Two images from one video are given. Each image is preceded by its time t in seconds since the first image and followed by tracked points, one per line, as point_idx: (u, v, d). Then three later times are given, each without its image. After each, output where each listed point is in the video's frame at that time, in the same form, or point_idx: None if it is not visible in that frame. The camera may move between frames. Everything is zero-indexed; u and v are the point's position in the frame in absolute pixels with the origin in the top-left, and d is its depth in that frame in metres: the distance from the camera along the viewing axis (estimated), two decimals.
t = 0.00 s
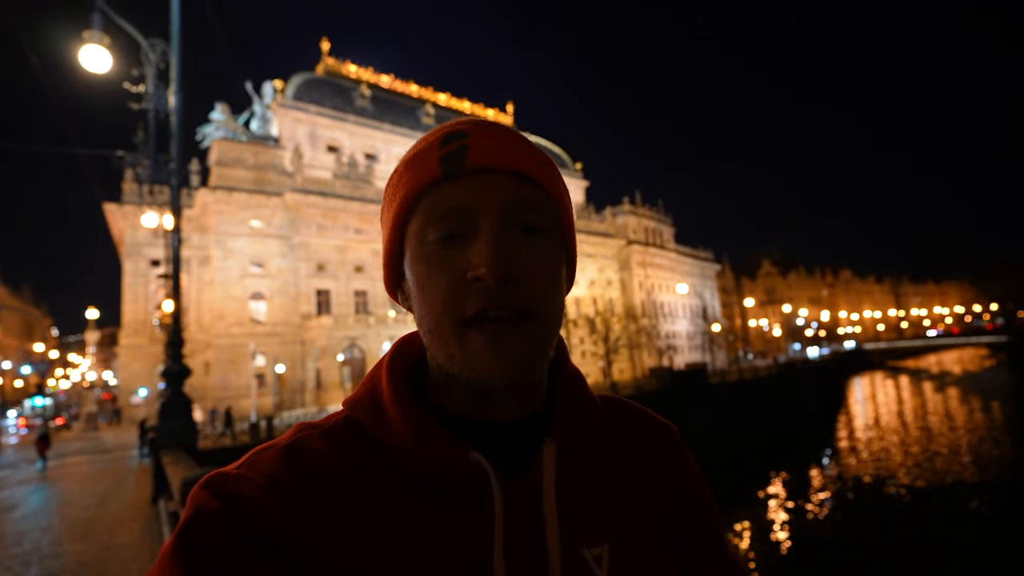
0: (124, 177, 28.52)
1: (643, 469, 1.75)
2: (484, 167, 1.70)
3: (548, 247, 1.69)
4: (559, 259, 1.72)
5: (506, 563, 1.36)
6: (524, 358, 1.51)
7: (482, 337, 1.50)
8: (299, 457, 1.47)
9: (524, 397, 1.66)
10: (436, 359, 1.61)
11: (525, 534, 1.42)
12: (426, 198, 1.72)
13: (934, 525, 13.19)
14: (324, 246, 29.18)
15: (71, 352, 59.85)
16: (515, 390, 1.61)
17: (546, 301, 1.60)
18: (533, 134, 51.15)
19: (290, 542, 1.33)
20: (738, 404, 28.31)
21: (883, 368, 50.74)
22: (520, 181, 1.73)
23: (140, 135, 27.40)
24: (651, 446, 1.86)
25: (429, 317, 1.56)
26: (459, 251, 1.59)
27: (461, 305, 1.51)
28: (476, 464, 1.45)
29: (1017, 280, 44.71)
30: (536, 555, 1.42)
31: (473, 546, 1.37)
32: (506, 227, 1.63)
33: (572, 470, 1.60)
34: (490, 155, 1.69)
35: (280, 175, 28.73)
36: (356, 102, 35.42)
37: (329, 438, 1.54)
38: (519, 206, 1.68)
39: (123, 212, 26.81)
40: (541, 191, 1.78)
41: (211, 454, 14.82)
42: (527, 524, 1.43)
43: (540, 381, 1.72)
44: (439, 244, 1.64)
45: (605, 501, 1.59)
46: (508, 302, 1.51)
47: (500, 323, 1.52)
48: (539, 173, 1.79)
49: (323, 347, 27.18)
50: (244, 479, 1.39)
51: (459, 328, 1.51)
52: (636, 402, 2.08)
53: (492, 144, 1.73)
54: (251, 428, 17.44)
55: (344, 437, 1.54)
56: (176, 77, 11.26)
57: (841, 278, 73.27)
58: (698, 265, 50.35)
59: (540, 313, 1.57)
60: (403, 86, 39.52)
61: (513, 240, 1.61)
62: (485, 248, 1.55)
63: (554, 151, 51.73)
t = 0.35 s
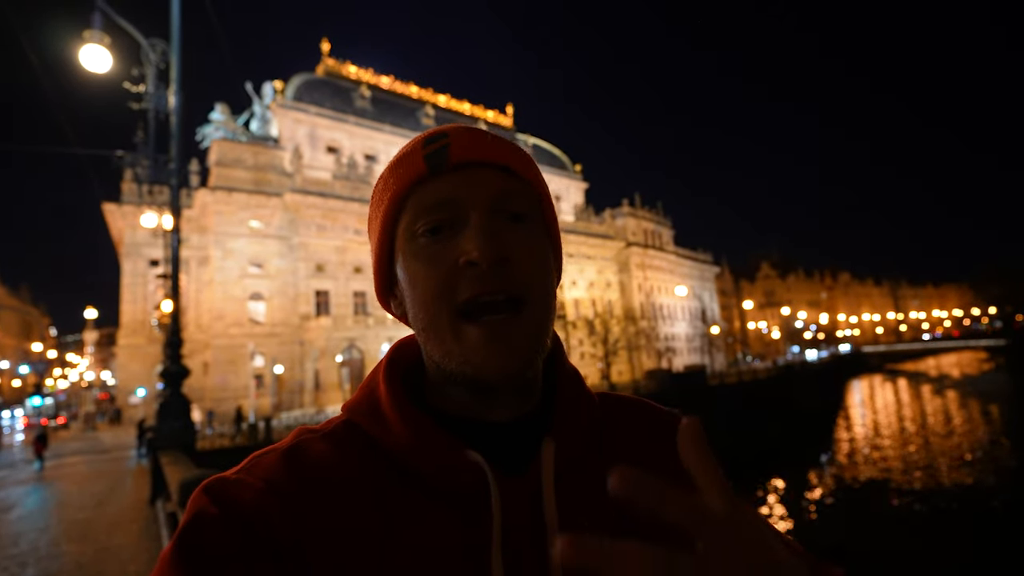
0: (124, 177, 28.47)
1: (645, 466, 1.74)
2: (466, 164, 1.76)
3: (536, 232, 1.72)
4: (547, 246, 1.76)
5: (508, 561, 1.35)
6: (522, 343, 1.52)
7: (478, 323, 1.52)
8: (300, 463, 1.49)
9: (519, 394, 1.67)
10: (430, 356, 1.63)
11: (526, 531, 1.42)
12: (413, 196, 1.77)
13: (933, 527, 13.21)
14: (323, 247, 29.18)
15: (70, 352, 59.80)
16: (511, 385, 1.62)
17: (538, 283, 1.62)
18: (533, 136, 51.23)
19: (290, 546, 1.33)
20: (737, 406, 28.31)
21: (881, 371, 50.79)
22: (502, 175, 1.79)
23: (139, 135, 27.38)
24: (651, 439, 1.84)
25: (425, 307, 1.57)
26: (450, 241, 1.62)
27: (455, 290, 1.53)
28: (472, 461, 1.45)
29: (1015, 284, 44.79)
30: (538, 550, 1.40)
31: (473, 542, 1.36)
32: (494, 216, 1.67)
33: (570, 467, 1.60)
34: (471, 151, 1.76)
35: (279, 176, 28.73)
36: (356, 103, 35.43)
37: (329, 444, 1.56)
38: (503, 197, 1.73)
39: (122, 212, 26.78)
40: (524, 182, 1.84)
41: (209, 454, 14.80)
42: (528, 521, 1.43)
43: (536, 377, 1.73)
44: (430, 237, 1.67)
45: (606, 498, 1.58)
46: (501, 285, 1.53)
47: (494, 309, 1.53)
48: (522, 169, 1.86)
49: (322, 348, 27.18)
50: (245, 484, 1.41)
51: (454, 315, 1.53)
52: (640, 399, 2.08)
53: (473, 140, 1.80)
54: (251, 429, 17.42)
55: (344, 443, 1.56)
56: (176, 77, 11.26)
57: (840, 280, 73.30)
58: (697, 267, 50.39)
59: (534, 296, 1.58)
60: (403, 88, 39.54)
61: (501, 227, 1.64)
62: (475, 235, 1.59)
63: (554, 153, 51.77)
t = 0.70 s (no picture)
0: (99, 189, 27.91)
1: (632, 473, 1.77)
2: (514, 172, 1.76)
3: (563, 255, 1.73)
4: (571, 268, 1.77)
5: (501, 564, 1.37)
6: (527, 352, 1.56)
7: (489, 330, 1.54)
8: (293, 461, 1.50)
9: (523, 397, 1.68)
10: (442, 354, 1.65)
11: (519, 534, 1.44)
12: (454, 194, 1.77)
13: (908, 536, 13.43)
14: (304, 260, 28.90)
15: (38, 368, 57.78)
16: (514, 385, 1.63)
17: (558, 302, 1.65)
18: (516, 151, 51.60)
19: (281, 547, 1.34)
20: (718, 419, 28.56)
21: (858, 384, 51.70)
22: (544, 188, 1.79)
23: (115, 146, 26.95)
24: (639, 450, 1.88)
25: (446, 305, 1.60)
26: (481, 246, 1.64)
27: (478, 296, 1.56)
28: (467, 460, 1.46)
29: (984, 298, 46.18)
30: (530, 552, 1.43)
31: (466, 542, 1.38)
32: (527, 231, 1.68)
33: (564, 469, 1.62)
34: (523, 162, 1.76)
35: (260, 189, 28.47)
36: (338, 117, 35.40)
37: (323, 442, 1.55)
38: (542, 212, 1.74)
39: (96, 225, 26.16)
40: (562, 200, 1.84)
41: (183, 472, 14.37)
42: (519, 522, 1.45)
43: (539, 381, 1.75)
44: (463, 237, 1.69)
45: (594, 501, 1.61)
46: (524, 300, 1.56)
47: (513, 319, 1.55)
48: (566, 187, 1.86)
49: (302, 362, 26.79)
50: (238, 480, 1.43)
51: (471, 319, 1.55)
52: (630, 414, 2.10)
53: (525, 150, 1.80)
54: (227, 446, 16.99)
55: (341, 440, 1.56)
56: (154, 88, 11.12)
57: (817, 294, 74.72)
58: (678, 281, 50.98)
59: (547, 314, 1.61)
60: (386, 102, 39.62)
61: (533, 246, 1.65)
62: (507, 244, 1.60)
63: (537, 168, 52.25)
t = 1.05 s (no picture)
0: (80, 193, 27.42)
1: (627, 469, 1.78)
2: (522, 169, 1.79)
3: (567, 250, 1.74)
4: (575, 264, 1.78)
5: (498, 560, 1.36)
6: (531, 341, 1.56)
7: (493, 319, 1.54)
8: (287, 456, 1.49)
9: (521, 389, 1.69)
10: (442, 344, 1.65)
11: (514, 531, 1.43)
12: (463, 186, 1.79)
13: (899, 513, 13.68)
14: (293, 259, 28.67)
15: (25, 376, 56.98)
16: (515, 376, 1.63)
17: (561, 293, 1.66)
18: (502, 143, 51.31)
19: (273, 545, 1.33)
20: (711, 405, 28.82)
21: (848, 365, 52.40)
22: (551, 186, 1.81)
23: (95, 148, 26.48)
24: (633, 446, 1.88)
25: (450, 292, 1.60)
26: (487, 236, 1.64)
27: (483, 281, 1.56)
28: (463, 452, 1.46)
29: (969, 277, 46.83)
30: (523, 543, 1.43)
31: (460, 536, 1.38)
32: (534, 224, 1.69)
33: (558, 464, 1.63)
34: (533, 160, 1.79)
35: (245, 188, 28.13)
36: (322, 113, 35.01)
37: (318, 437, 1.55)
38: (549, 206, 1.75)
39: (79, 229, 25.75)
40: (567, 198, 1.87)
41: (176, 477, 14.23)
42: (514, 517, 1.44)
43: (536, 374, 1.75)
44: (471, 226, 1.69)
45: (588, 494, 1.61)
46: (529, 287, 1.56)
47: (517, 304, 1.55)
48: (570, 188, 1.88)
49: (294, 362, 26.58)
50: (231, 474, 1.43)
51: (476, 305, 1.55)
52: (625, 411, 2.10)
53: (534, 149, 1.83)
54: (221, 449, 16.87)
55: (335, 436, 1.56)
56: (132, 89, 10.92)
57: (805, 278, 75.47)
58: (668, 269, 51.22)
59: (551, 305, 1.61)
60: (371, 97, 39.22)
61: (539, 237, 1.66)
62: (515, 234, 1.62)
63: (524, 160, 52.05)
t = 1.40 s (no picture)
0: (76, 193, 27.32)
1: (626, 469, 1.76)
2: (505, 170, 1.80)
3: (553, 247, 1.75)
4: (560, 262, 1.79)
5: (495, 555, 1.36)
6: (523, 333, 1.55)
7: (480, 314, 1.55)
8: (282, 464, 1.50)
9: (515, 387, 1.69)
10: (432, 343, 1.65)
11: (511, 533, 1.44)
12: (447, 188, 1.80)
13: (896, 507, 13.77)
14: (290, 259, 28.63)
15: (23, 377, 56.90)
16: (507, 374, 1.62)
17: (549, 289, 1.66)
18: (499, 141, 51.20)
19: (270, 547, 1.34)
20: (710, 401, 28.88)
21: (846, 360, 52.54)
22: (535, 186, 1.82)
23: (90, 149, 26.37)
24: (629, 444, 1.89)
25: (438, 289, 1.60)
26: (473, 234, 1.64)
27: (470, 279, 1.56)
28: (457, 456, 1.46)
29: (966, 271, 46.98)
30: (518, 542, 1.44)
31: (453, 537, 1.37)
32: (519, 221, 1.69)
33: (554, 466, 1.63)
34: (515, 161, 1.80)
35: (242, 188, 28.05)
36: (319, 112, 34.91)
37: (312, 443, 1.57)
38: (534, 205, 1.76)
39: (76, 230, 25.67)
40: (552, 201, 1.89)
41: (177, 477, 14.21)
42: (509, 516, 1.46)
43: (528, 374, 1.76)
44: (456, 227, 1.69)
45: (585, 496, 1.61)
46: (517, 282, 1.57)
47: (505, 299, 1.55)
48: (553, 188, 1.90)
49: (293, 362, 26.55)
50: (226, 485, 1.44)
51: (463, 298, 1.56)
52: (621, 410, 2.11)
53: (518, 151, 1.84)
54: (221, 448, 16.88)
55: (330, 441, 1.57)
56: (128, 89, 10.87)
57: (803, 273, 75.63)
58: (666, 265, 51.27)
59: (540, 300, 1.62)
60: (367, 95, 39.14)
61: (525, 234, 1.66)
62: (501, 232, 1.62)
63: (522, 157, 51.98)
